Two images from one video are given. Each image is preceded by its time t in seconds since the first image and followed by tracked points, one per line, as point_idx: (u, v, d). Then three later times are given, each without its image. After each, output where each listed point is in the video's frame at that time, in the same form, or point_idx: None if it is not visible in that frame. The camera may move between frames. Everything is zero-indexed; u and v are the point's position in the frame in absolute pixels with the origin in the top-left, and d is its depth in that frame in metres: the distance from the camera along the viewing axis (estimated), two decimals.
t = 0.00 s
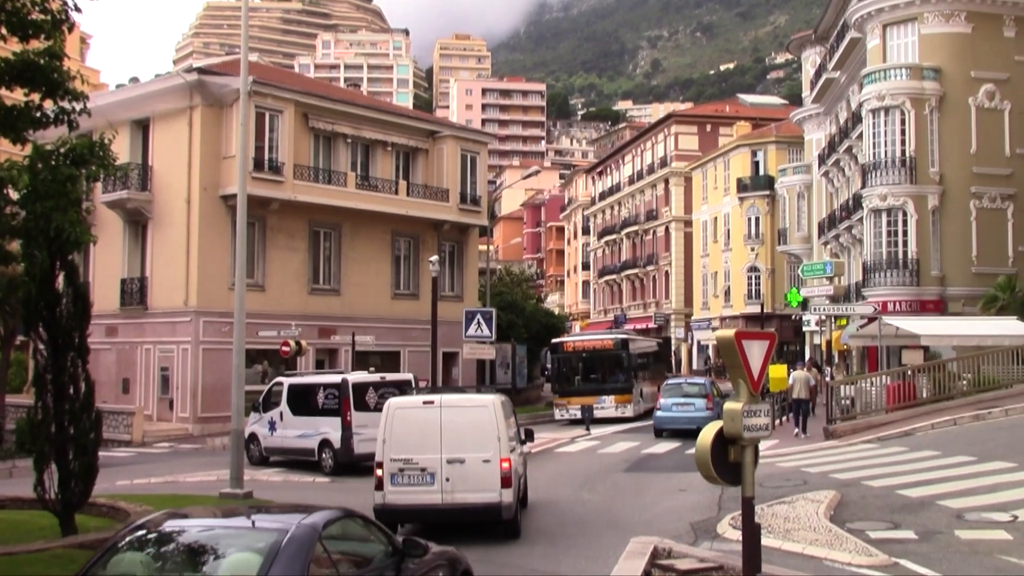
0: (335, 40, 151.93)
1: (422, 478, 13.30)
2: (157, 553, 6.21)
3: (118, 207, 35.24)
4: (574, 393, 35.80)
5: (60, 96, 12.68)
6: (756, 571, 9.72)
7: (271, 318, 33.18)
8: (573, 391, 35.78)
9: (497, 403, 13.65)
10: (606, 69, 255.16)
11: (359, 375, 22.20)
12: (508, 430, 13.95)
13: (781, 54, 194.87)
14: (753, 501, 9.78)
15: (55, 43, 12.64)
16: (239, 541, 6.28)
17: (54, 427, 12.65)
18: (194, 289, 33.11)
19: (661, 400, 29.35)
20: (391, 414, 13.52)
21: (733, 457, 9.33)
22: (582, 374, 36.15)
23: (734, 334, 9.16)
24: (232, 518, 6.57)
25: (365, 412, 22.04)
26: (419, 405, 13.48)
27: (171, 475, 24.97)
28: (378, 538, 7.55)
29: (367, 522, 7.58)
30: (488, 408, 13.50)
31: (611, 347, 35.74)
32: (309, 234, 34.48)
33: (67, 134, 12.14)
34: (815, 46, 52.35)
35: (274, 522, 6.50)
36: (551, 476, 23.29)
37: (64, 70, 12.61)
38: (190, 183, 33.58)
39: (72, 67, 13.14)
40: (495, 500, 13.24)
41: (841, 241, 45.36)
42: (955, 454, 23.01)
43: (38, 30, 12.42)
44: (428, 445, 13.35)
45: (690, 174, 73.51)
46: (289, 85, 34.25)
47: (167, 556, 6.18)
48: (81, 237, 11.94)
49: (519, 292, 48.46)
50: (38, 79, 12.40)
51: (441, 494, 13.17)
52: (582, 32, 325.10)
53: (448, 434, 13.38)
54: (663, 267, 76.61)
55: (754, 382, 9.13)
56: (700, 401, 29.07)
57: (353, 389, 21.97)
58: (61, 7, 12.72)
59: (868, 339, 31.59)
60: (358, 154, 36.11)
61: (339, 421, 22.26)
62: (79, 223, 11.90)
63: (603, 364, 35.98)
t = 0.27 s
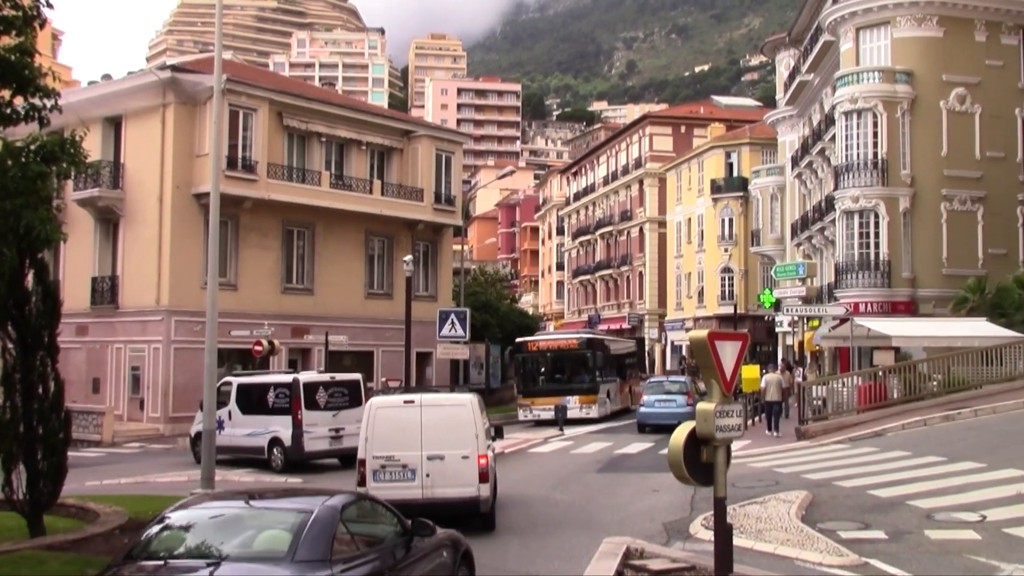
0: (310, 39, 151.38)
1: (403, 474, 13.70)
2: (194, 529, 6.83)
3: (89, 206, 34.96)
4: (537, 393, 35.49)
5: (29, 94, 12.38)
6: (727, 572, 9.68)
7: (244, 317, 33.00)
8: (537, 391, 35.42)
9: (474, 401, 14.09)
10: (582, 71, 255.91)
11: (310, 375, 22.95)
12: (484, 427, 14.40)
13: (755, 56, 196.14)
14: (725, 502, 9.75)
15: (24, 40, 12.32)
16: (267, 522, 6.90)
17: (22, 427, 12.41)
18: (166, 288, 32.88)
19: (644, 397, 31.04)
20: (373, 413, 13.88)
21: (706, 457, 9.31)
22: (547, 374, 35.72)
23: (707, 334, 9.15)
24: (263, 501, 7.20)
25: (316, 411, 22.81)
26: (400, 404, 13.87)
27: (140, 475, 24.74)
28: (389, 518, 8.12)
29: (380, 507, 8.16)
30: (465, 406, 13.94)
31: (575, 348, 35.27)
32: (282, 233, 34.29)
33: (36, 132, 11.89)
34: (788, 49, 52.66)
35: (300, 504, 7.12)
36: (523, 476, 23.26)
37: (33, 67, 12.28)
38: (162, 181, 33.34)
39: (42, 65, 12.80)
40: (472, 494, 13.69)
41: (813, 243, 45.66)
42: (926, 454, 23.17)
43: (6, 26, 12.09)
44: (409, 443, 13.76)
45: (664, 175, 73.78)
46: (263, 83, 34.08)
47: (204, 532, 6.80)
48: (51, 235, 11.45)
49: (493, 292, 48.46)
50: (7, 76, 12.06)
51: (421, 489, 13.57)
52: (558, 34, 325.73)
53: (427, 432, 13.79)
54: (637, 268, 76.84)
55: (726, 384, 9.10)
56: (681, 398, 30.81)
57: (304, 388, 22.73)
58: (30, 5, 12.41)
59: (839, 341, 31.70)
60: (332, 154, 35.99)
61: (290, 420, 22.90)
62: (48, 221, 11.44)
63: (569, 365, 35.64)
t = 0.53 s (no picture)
0: (282, 39, 150.61)
1: (381, 470, 14.42)
2: (227, 517, 7.85)
3: (57, 204, 34.53)
4: (499, 395, 34.96)
5: None
6: (699, 574, 9.68)
7: (214, 317, 32.74)
8: (500, 394, 34.92)
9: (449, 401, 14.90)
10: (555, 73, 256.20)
11: (253, 376, 23.53)
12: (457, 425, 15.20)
13: (727, 59, 197.10)
14: (696, 503, 9.74)
15: None
16: (291, 509, 7.90)
17: None
18: (135, 288, 32.55)
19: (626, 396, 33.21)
20: (352, 411, 14.59)
21: (677, 459, 9.30)
22: (509, 376, 35.16)
23: (679, 336, 9.12)
24: (289, 490, 8.20)
25: (259, 411, 23.37)
26: (378, 402, 14.58)
27: (109, 477, 24.48)
28: (399, 506, 9.03)
29: (393, 497, 9.09)
30: (441, 405, 14.72)
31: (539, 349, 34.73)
32: (253, 233, 34.04)
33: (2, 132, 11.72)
34: (760, 52, 53.01)
35: (321, 492, 8.11)
36: (496, 477, 23.27)
37: None
38: (131, 180, 33.01)
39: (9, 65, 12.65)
40: (448, 488, 14.46)
41: (784, 245, 45.98)
42: (894, 456, 23.36)
43: None
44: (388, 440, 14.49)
45: (637, 177, 74.04)
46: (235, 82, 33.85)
47: (235, 518, 7.82)
48: (16, 234, 11.25)
49: (467, 293, 48.40)
50: None
51: (399, 483, 14.29)
52: (531, 36, 325.97)
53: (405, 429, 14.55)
54: (610, 270, 77.04)
55: (697, 385, 9.10)
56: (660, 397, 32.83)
57: (247, 389, 23.28)
58: None
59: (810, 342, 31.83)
60: (304, 154, 35.80)
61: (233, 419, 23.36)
62: (13, 220, 11.23)
63: (534, 367, 35.06)
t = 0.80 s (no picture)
0: (256, 38, 149.91)
1: (359, 465, 15.19)
2: (243, 506, 8.41)
3: (27, 203, 34.14)
4: (461, 398, 34.75)
5: None
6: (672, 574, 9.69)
7: (186, 318, 32.49)
8: (464, 396, 34.67)
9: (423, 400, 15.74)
10: (530, 75, 256.45)
11: (193, 377, 23.94)
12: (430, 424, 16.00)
13: (702, 63, 198.01)
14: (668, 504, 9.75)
15: None
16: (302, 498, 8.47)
17: None
18: (105, 288, 32.25)
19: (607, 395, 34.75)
20: (331, 410, 15.43)
21: (650, 460, 9.29)
22: (473, 377, 34.88)
23: (652, 338, 9.12)
24: (299, 479, 8.80)
25: (197, 412, 23.74)
26: (356, 401, 15.43)
27: (78, 479, 24.23)
28: (399, 495, 9.58)
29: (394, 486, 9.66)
30: (415, 403, 15.55)
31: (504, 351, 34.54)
32: (225, 233, 33.81)
33: None
34: (734, 56, 53.28)
35: (330, 481, 8.68)
36: (469, 478, 23.25)
37: None
38: (102, 178, 32.72)
39: None
40: (422, 482, 15.22)
41: (757, 248, 46.23)
42: (865, 457, 23.50)
43: None
44: (365, 436, 15.29)
45: (612, 179, 74.22)
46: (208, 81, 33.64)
47: (249, 506, 8.42)
48: None
49: (441, 294, 48.36)
50: None
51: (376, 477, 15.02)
52: (507, 37, 326.15)
53: (381, 426, 15.36)
54: (584, 272, 77.15)
55: (670, 387, 9.10)
56: (640, 396, 34.42)
57: (186, 390, 23.68)
58: None
59: (782, 345, 31.94)
60: (278, 154, 35.62)
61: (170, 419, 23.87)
62: None
63: (498, 369, 34.81)
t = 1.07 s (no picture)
0: (234, 38, 149.31)
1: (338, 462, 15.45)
2: (262, 492, 8.90)
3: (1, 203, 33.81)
4: (430, 399, 34.62)
5: None
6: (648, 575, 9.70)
7: (163, 319, 32.32)
8: (432, 398, 34.55)
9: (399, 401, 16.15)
10: (509, 76, 256.66)
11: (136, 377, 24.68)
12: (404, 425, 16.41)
13: (680, 65, 198.87)
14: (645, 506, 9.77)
15: None
16: (316, 483, 8.99)
17: None
18: (81, 288, 32.02)
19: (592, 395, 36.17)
20: (309, 409, 15.70)
21: (627, 462, 9.32)
22: (443, 380, 34.77)
23: (629, 339, 9.17)
24: (315, 468, 9.27)
25: (141, 410, 24.47)
26: (335, 401, 15.77)
27: (52, 481, 24.02)
28: (402, 484, 9.96)
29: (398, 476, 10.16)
30: (393, 403, 15.96)
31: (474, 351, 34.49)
32: (203, 234, 33.63)
33: None
34: (712, 59, 53.52)
35: (340, 469, 9.18)
36: (448, 480, 23.26)
37: None
38: (78, 178, 32.47)
39: None
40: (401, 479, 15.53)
41: (735, 250, 46.47)
42: (842, 458, 23.63)
43: None
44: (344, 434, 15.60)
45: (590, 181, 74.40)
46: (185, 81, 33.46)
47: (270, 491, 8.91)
48: None
49: (419, 295, 48.35)
50: None
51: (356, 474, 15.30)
52: (486, 39, 326.31)
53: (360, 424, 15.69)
54: (563, 273, 77.28)
55: (648, 388, 9.14)
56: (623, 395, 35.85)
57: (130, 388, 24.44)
58: None
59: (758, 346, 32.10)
60: (256, 154, 35.48)
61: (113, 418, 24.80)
62: None
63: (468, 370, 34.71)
